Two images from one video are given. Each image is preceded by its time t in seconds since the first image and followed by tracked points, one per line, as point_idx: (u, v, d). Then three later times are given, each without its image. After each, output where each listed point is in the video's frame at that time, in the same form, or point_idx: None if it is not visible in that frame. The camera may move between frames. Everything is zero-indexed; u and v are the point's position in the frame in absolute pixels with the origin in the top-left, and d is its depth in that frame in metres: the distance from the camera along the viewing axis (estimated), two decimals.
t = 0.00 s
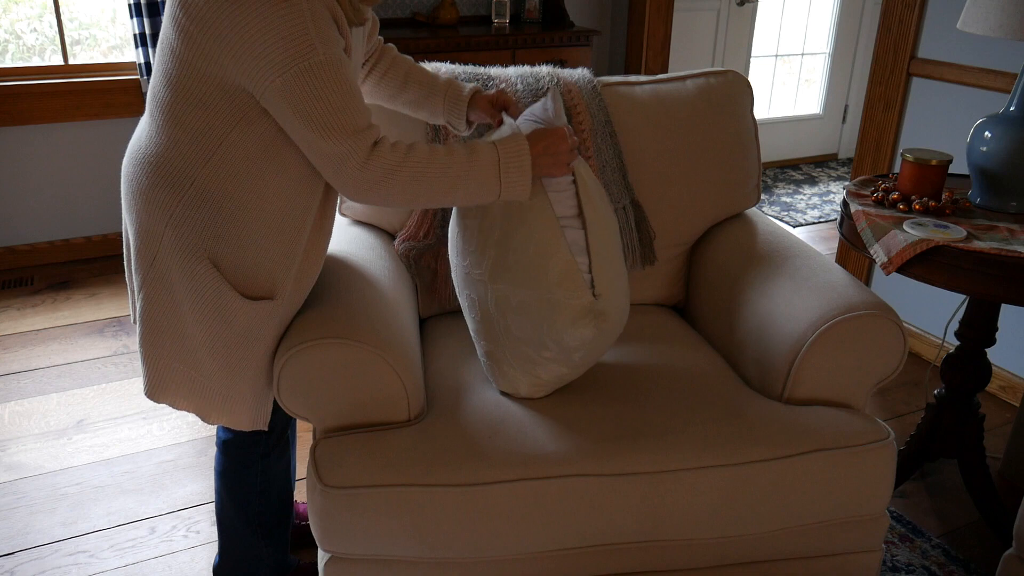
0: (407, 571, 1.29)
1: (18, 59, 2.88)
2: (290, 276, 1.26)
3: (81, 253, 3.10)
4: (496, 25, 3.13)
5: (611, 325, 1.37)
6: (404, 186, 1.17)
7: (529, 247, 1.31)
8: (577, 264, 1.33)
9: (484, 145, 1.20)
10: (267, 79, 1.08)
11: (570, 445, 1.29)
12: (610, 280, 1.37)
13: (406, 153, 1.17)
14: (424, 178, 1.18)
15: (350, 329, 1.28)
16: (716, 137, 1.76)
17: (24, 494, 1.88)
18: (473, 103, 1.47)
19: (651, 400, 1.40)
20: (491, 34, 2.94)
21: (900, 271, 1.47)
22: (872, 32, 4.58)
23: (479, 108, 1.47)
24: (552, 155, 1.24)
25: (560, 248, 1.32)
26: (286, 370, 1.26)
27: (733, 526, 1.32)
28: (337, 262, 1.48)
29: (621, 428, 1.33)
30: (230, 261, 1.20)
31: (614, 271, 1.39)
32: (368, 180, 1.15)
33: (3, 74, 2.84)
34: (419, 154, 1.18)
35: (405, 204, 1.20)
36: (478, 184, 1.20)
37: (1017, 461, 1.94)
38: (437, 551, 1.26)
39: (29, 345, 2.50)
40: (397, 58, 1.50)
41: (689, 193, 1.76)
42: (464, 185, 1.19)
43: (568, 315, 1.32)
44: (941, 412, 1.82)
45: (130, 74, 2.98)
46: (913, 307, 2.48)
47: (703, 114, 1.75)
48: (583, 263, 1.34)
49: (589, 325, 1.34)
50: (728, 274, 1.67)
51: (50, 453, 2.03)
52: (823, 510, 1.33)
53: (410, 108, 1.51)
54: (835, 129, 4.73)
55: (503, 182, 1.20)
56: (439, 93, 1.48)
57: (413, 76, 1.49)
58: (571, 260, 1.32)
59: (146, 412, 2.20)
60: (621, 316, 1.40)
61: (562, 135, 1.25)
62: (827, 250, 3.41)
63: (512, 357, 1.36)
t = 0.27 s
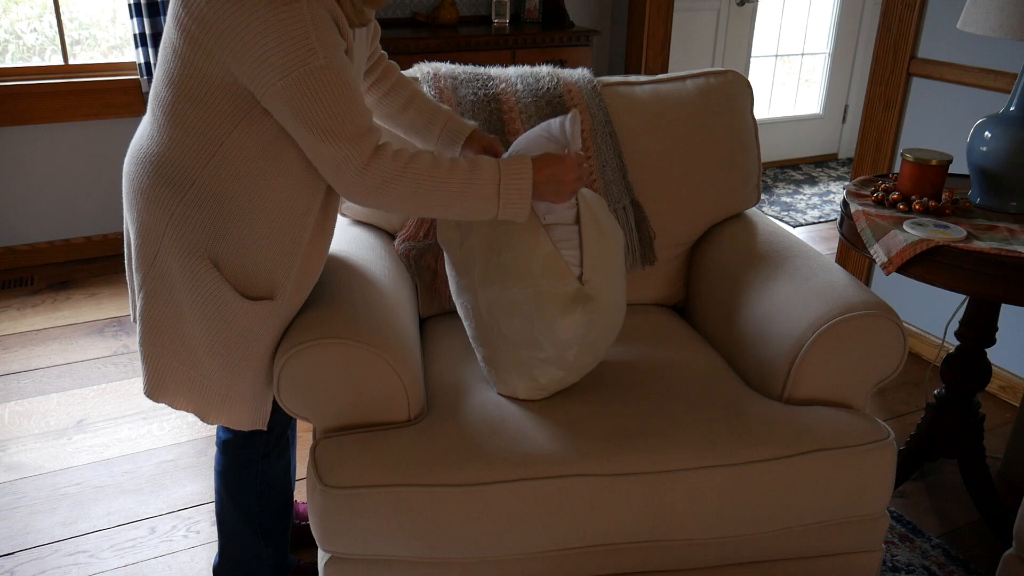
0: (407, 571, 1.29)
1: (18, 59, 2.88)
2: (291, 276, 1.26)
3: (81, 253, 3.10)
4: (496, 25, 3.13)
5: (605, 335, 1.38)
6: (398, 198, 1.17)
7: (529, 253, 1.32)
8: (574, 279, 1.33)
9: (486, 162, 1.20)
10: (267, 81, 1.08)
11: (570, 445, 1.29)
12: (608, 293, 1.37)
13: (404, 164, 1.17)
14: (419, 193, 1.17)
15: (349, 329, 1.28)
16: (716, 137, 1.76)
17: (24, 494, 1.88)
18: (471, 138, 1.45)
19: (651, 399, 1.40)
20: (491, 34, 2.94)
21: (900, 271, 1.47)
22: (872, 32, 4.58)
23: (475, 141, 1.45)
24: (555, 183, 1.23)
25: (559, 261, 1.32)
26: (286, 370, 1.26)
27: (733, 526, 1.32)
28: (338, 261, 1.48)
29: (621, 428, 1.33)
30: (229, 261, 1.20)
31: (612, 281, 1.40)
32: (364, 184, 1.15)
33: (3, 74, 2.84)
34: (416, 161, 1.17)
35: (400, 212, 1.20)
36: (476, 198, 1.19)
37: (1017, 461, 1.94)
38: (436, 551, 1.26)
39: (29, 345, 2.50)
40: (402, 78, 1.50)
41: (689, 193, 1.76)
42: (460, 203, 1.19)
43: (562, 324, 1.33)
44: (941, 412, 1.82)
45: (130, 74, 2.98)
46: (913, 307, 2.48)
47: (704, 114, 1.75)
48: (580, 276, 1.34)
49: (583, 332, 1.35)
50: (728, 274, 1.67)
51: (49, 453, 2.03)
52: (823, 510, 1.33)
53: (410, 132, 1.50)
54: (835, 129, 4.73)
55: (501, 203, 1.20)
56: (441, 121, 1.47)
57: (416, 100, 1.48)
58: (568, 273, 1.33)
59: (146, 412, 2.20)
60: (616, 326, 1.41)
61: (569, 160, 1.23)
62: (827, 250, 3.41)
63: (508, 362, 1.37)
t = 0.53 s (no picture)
0: (407, 571, 1.29)
1: (17, 59, 2.88)
2: (291, 278, 1.26)
3: (81, 253, 3.10)
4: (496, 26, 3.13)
5: (605, 317, 1.40)
6: (398, 192, 1.18)
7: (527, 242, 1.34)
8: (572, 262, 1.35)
9: (474, 145, 1.20)
10: (268, 85, 1.08)
11: (570, 445, 1.29)
12: (604, 275, 1.40)
13: (400, 151, 1.17)
14: (418, 177, 1.18)
15: (350, 329, 1.29)
16: (716, 137, 1.76)
17: (25, 494, 1.88)
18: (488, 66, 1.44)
19: (651, 400, 1.40)
20: (491, 34, 2.94)
21: (900, 271, 1.48)
22: (872, 32, 4.58)
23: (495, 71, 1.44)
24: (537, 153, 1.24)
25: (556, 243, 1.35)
26: (286, 370, 1.26)
27: (733, 526, 1.32)
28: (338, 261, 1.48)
29: (622, 428, 1.33)
30: (230, 262, 1.20)
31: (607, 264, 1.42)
32: (362, 187, 1.16)
33: (3, 74, 2.84)
34: (414, 154, 1.18)
35: (401, 202, 1.20)
36: (472, 180, 1.21)
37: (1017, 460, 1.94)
38: (436, 551, 1.26)
39: (29, 345, 2.50)
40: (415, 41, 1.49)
41: (689, 193, 1.76)
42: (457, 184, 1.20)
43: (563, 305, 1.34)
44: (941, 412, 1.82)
45: (130, 74, 2.98)
46: (913, 307, 2.48)
47: (704, 114, 1.75)
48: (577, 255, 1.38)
49: (584, 314, 1.36)
50: (728, 274, 1.67)
51: (50, 453, 2.03)
52: (824, 510, 1.33)
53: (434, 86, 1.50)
54: (835, 129, 4.73)
55: (493, 177, 1.21)
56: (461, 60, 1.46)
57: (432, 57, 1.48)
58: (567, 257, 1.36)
59: (146, 412, 2.20)
60: (613, 310, 1.42)
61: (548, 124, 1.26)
62: (827, 250, 3.41)
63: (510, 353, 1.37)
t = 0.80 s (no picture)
0: (407, 571, 1.29)
1: (18, 59, 2.88)
2: (290, 278, 1.26)
3: (81, 253, 3.10)
4: (496, 26, 3.13)
5: (607, 315, 1.39)
6: (396, 206, 1.18)
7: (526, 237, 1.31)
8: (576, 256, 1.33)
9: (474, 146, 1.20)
10: (267, 86, 1.08)
11: (570, 445, 1.29)
12: (607, 271, 1.38)
13: (404, 166, 1.19)
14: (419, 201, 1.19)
15: (350, 329, 1.28)
16: (716, 137, 1.76)
17: (25, 494, 1.88)
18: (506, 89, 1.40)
19: (651, 400, 1.40)
20: (491, 34, 2.94)
21: (900, 272, 1.48)
22: (872, 32, 4.58)
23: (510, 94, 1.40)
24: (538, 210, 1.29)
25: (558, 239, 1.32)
26: (286, 371, 1.26)
27: (733, 526, 1.32)
28: (338, 260, 1.48)
29: (622, 428, 1.33)
30: (227, 261, 1.20)
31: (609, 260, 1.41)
32: (359, 193, 1.16)
33: (3, 74, 2.84)
34: (415, 175, 1.19)
35: (402, 222, 1.21)
36: (475, 196, 1.21)
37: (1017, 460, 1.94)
38: (436, 551, 1.26)
39: (29, 345, 2.50)
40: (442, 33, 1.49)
41: (690, 193, 1.76)
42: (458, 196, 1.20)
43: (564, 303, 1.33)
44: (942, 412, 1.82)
45: (130, 74, 2.98)
46: (913, 307, 2.48)
47: (704, 114, 1.75)
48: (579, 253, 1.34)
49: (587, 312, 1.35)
50: (728, 275, 1.67)
51: (50, 453, 2.03)
52: (824, 510, 1.33)
53: (456, 83, 1.49)
54: (835, 129, 4.73)
55: (493, 218, 1.23)
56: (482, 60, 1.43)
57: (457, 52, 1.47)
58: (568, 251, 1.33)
59: (146, 412, 2.20)
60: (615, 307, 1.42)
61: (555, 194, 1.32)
62: (827, 250, 3.41)
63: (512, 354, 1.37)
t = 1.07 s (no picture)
0: (407, 571, 1.29)
1: (18, 59, 2.88)
2: (292, 280, 1.26)
3: (80, 253, 3.10)
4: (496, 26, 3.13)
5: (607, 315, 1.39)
6: (400, 215, 1.18)
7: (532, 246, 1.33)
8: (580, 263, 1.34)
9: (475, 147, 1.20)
10: (273, 89, 1.08)
11: (570, 445, 1.29)
12: (608, 271, 1.39)
13: (408, 179, 1.18)
14: (423, 214, 1.18)
15: (350, 329, 1.28)
16: (716, 137, 1.76)
17: (25, 494, 1.88)
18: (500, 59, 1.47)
19: (651, 400, 1.40)
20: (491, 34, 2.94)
21: (900, 272, 1.48)
22: (872, 32, 4.58)
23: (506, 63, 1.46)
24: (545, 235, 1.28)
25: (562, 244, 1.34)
26: (286, 371, 1.26)
27: (733, 526, 1.32)
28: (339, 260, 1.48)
29: (622, 428, 1.33)
30: (230, 263, 1.20)
31: (612, 267, 1.41)
32: (365, 201, 1.15)
33: (3, 74, 2.84)
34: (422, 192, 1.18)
35: (405, 234, 1.21)
36: (481, 209, 1.21)
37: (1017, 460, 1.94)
38: (436, 551, 1.26)
39: (29, 345, 2.50)
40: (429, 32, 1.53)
41: (689, 193, 1.76)
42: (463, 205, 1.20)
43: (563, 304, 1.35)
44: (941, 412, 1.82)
45: (130, 74, 2.98)
46: (913, 307, 2.48)
47: (703, 114, 1.75)
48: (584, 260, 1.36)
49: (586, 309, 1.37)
50: (728, 275, 1.67)
51: (50, 453, 2.03)
52: (824, 510, 1.33)
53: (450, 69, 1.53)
54: (835, 129, 4.73)
55: (495, 238, 1.22)
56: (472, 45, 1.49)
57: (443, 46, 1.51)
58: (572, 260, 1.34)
59: (146, 412, 2.20)
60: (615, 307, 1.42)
61: (563, 219, 1.30)
62: (827, 250, 3.41)
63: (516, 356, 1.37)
